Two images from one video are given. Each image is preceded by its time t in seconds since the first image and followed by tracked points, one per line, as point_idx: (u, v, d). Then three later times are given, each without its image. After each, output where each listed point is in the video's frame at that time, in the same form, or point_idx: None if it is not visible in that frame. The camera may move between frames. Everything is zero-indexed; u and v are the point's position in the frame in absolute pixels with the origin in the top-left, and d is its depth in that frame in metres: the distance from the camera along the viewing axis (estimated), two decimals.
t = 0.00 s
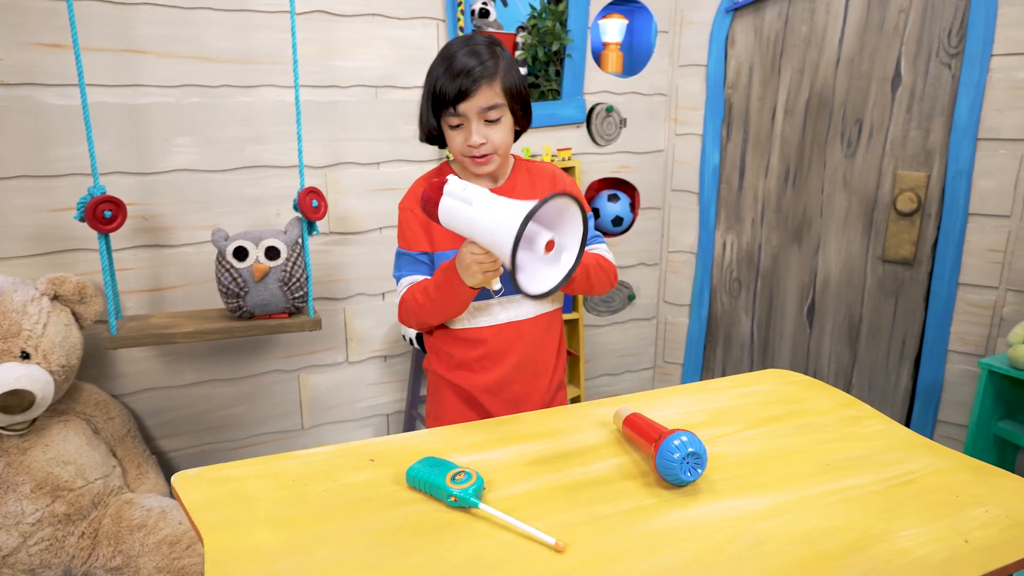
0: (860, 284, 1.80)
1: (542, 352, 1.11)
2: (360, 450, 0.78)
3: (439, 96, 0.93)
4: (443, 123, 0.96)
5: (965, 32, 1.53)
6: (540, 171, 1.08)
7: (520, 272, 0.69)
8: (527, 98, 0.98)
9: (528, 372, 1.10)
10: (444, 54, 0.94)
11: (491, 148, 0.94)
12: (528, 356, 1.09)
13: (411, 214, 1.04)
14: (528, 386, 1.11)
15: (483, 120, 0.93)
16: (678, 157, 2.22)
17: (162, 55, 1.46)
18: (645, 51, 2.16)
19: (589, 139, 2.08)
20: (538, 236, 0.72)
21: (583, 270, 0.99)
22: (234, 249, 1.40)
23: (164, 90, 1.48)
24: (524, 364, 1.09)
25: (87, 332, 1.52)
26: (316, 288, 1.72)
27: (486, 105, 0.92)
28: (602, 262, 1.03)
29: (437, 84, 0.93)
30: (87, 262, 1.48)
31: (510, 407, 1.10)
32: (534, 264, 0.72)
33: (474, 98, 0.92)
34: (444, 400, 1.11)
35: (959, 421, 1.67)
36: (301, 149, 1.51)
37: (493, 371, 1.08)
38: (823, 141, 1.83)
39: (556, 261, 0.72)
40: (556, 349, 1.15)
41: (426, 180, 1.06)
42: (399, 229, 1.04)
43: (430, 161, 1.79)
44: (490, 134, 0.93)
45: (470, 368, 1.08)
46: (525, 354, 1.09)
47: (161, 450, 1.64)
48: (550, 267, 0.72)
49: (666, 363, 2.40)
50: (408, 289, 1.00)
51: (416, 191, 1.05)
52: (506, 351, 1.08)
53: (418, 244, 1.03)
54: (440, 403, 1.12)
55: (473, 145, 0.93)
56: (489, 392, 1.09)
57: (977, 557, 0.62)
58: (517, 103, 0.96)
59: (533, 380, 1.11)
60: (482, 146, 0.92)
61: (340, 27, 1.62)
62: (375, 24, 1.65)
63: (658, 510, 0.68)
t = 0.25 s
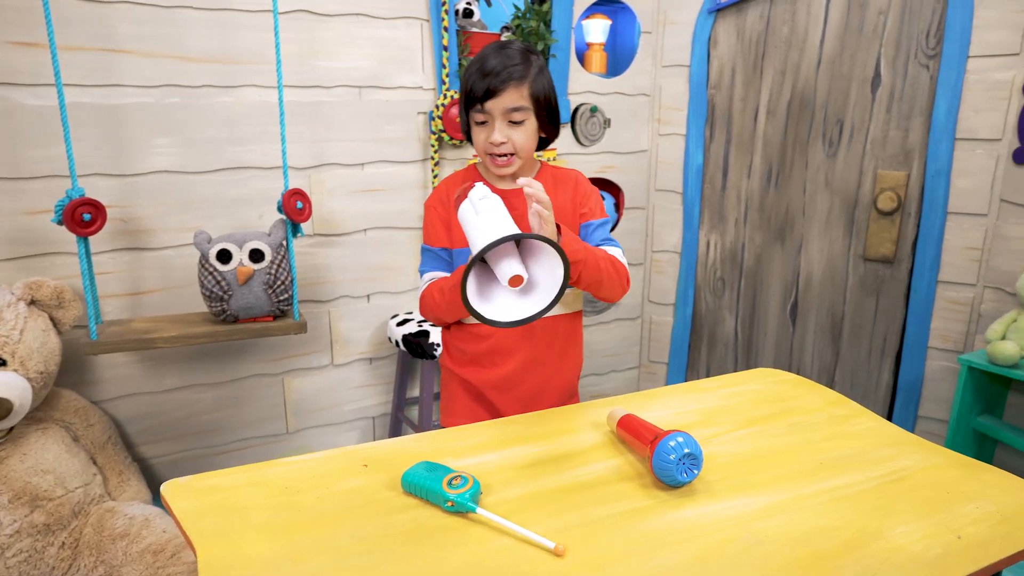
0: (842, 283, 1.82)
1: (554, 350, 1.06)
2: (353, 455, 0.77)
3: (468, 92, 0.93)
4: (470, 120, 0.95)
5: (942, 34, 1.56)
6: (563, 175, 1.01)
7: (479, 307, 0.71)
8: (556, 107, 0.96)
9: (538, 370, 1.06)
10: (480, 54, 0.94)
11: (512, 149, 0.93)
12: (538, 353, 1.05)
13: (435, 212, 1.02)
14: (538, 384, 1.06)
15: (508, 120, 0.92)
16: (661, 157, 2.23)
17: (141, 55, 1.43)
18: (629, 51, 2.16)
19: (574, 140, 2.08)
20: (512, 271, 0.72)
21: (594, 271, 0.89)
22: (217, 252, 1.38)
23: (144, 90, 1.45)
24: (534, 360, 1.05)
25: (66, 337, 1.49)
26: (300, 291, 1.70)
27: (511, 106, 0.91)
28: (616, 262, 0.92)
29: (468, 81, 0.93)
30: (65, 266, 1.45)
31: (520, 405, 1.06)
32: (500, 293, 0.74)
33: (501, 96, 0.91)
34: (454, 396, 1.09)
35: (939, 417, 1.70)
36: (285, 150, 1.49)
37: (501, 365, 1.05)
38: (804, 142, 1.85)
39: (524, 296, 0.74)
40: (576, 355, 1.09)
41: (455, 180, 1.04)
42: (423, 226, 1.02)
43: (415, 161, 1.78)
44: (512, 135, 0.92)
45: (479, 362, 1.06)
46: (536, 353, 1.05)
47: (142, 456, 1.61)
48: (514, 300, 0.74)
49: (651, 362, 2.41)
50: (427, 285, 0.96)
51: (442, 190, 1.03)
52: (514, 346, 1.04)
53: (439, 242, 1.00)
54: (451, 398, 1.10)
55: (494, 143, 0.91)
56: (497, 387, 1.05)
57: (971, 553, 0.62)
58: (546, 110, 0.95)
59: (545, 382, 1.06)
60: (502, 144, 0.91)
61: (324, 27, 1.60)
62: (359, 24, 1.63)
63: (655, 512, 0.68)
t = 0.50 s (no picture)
0: (824, 281, 1.84)
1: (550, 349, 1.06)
2: (347, 460, 0.75)
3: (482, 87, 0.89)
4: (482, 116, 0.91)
5: (919, 35, 1.59)
6: (569, 177, 0.96)
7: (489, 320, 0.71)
8: (570, 113, 0.92)
9: (532, 367, 1.05)
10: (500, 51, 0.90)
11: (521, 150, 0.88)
12: (534, 350, 1.05)
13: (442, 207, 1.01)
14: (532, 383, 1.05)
15: (520, 120, 0.88)
16: (644, 157, 2.23)
17: (119, 53, 1.40)
18: (611, 51, 2.17)
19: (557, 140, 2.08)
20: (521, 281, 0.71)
21: (583, 267, 0.85)
22: (199, 255, 1.35)
23: (121, 89, 1.42)
24: (529, 358, 1.05)
25: (42, 342, 1.45)
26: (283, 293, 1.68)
27: (525, 106, 0.87)
28: (608, 262, 0.89)
29: (485, 76, 0.89)
30: (41, 269, 1.42)
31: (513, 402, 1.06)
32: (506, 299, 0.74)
33: (516, 95, 0.87)
34: (450, 391, 1.09)
35: (919, 412, 1.73)
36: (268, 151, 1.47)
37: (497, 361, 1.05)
38: (786, 141, 1.87)
39: (530, 301, 0.74)
40: (574, 355, 1.09)
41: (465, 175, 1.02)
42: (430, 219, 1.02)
43: (399, 162, 1.77)
44: (524, 136, 0.88)
45: (477, 356, 1.06)
46: (532, 349, 1.05)
47: (122, 463, 1.58)
48: (519, 304, 0.74)
49: (635, 361, 2.42)
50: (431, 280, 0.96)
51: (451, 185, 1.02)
52: (511, 341, 1.04)
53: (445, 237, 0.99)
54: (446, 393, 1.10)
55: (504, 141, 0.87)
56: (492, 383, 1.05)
57: (966, 549, 0.63)
58: (559, 114, 0.91)
59: (541, 378, 1.06)
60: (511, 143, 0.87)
61: (306, 25, 1.58)
62: (342, 23, 1.62)
63: (654, 513, 0.68)
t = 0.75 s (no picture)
0: (804, 279, 1.86)
1: (540, 350, 1.05)
2: (340, 466, 0.74)
3: (474, 83, 0.88)
4: (474, 113, 0.90)
5: (896, 36, 1.61)
6: (561, 179, 0.96)
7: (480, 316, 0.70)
8: (562, 113, 0.91)
9: (522, 370, 1.04)
10: (493, 48, 0.90)
11: (514, 143, 0.87)
12: (523, 351, 1.04)
13: (432, 207, 0.99)
14: (522, 384, 1.04)
15: (512, 113, 0.87)
16: (627, 156, 2.24)
17: (93, 51, 1.37)
18: (593, 51, 2.18)
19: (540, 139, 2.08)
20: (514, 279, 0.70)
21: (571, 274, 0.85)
22: (180, 257, 1.33)
23: (96, 88, 1.38)
24: (519, 359, 1.04)
25: (14, 349, 1.41)
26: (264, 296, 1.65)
27: (517, 99, 0.86)
28: (596, 268, 0.88)
29: (477, 72, 0.88)
30: (13, 274, 1.37)
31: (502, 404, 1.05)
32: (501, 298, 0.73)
33: (508, 88, 0.86)
34: (438, 392, 1.07)
35: (899, 407, 1.76)
36: (249, 151, 1.45)
37: (486, 363, 1.04)
38: (766, 141, 1.88)
39: (526, 300, 0.73)
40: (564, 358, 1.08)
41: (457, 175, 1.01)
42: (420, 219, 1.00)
43: (381, 162, 1.75)
44: (516, 130, 0.87)
45: (466, 358, 1.05)
46: (523, 351, 1.04)
47: (100, 471, 1.54)
48: (515, 304, 0.73)
49: (619, 361, 2.42)
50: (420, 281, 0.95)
51: (442, 184, 1.00)
52: (500, 343, 1.03)
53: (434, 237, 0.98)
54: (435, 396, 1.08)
55: (496, 133, 0.86)
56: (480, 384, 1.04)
57: (962, 544, 0.64)
58: (552, 109, 0.89)
59: (530, 381, 1.05)
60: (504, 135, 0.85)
61: (286, 24, 1.55)
62: (323, 21, 1.59)
63: (653, 514, 0.68)
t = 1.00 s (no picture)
0: (785, 278, 1.88)
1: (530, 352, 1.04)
2: (335, 473, 0.73)
3: (461, 74, 0.86)
4: (461, 105, 0.87)
5: (873, 38, 1.64)
6: (551, 179, 0.95)
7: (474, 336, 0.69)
8: (552, 110, 0.90)
9: (512, 372, 1.03)
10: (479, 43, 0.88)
11: (505, 132, 0.84)
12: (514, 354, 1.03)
13: (419, 212, 0.95)
14: (513, 386, 1.04)
15: (502, 103, 0.85)
16: (608, 156, 2.24)
17: (66, 50, 1.33)
18: (575, 51, 2.17)
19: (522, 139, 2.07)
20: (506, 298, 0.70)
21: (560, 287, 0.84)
22: (160, 261, 1.30)
23: (70, 88, 1.35)
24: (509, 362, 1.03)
25: None
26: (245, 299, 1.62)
27: (507, 87, 0.84)
28: (584, 277, 0.87)
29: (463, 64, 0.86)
30: None
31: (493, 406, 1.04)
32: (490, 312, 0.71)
33: (497, 76, 0.84)
34: (426, 396, 1.06)
35: (878, 403, 1.79)
36: (230, 152, 1.42)
37: (476, 366, 1.02)
38: (746, 140, 1.90)
39: (512, 317, 0.73)
40: (554, 364, 1.08)
41: (444, 174, 0.96)
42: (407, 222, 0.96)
43: (363, 163, 1.73)
44: (507, 119, 0.84)
45: (456, 362, 1.04)
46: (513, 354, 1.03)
47: (76, 481, 1.50)
48: (503, 322, 0.72)
49: (601, 360, 2.43)
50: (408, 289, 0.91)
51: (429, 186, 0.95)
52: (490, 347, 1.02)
53: (422, 243, 0.94)
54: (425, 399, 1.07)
55: (487, 121, 0.83)
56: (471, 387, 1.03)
57: (958, 539, 0.65)
58: (541, 101, 0.88)
59: (520, 388, 1.04)
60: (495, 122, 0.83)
61: (265, 22, 1.53)
62: (303, 20, 1.57)
63: (653, 515, 0.68)
